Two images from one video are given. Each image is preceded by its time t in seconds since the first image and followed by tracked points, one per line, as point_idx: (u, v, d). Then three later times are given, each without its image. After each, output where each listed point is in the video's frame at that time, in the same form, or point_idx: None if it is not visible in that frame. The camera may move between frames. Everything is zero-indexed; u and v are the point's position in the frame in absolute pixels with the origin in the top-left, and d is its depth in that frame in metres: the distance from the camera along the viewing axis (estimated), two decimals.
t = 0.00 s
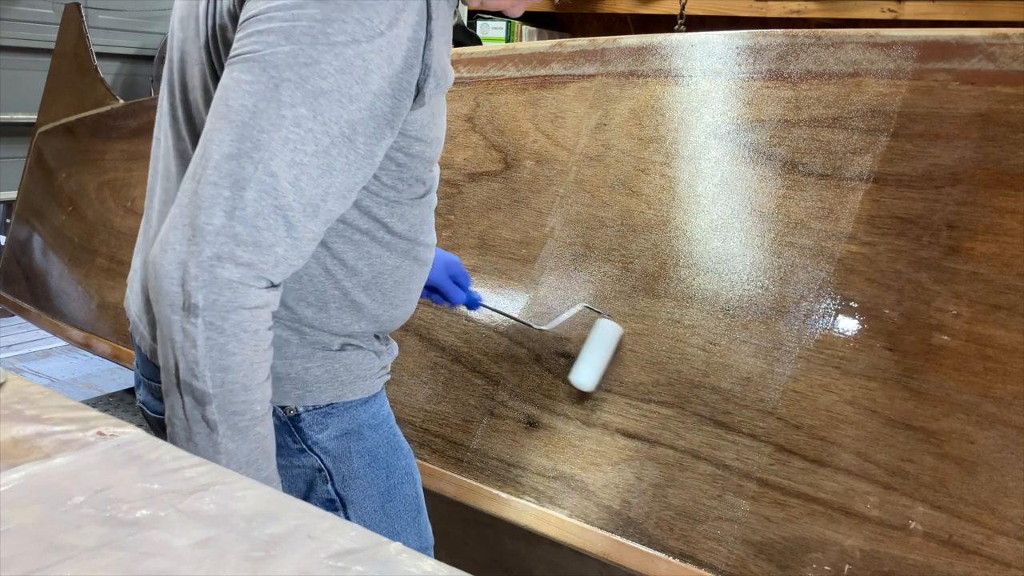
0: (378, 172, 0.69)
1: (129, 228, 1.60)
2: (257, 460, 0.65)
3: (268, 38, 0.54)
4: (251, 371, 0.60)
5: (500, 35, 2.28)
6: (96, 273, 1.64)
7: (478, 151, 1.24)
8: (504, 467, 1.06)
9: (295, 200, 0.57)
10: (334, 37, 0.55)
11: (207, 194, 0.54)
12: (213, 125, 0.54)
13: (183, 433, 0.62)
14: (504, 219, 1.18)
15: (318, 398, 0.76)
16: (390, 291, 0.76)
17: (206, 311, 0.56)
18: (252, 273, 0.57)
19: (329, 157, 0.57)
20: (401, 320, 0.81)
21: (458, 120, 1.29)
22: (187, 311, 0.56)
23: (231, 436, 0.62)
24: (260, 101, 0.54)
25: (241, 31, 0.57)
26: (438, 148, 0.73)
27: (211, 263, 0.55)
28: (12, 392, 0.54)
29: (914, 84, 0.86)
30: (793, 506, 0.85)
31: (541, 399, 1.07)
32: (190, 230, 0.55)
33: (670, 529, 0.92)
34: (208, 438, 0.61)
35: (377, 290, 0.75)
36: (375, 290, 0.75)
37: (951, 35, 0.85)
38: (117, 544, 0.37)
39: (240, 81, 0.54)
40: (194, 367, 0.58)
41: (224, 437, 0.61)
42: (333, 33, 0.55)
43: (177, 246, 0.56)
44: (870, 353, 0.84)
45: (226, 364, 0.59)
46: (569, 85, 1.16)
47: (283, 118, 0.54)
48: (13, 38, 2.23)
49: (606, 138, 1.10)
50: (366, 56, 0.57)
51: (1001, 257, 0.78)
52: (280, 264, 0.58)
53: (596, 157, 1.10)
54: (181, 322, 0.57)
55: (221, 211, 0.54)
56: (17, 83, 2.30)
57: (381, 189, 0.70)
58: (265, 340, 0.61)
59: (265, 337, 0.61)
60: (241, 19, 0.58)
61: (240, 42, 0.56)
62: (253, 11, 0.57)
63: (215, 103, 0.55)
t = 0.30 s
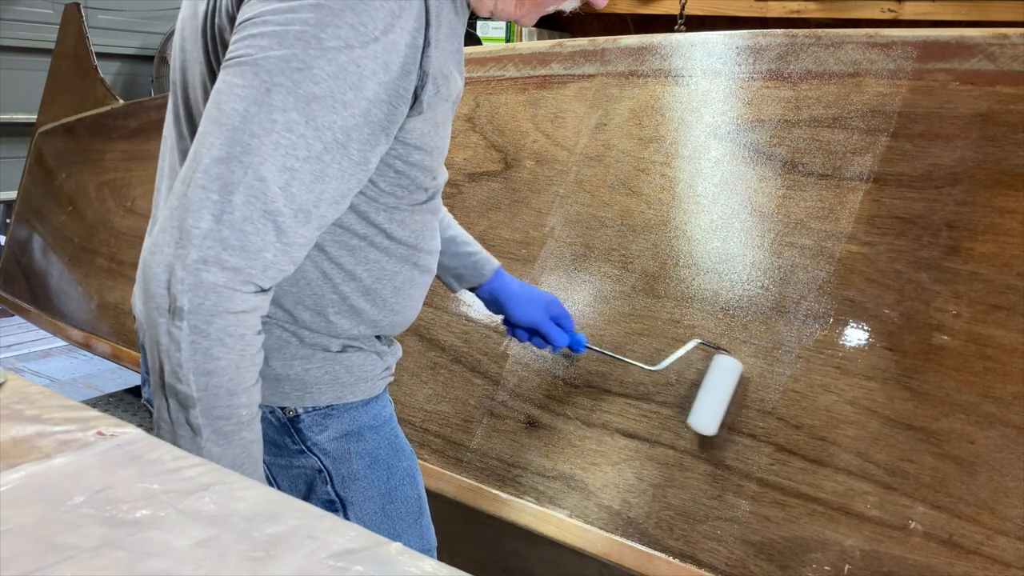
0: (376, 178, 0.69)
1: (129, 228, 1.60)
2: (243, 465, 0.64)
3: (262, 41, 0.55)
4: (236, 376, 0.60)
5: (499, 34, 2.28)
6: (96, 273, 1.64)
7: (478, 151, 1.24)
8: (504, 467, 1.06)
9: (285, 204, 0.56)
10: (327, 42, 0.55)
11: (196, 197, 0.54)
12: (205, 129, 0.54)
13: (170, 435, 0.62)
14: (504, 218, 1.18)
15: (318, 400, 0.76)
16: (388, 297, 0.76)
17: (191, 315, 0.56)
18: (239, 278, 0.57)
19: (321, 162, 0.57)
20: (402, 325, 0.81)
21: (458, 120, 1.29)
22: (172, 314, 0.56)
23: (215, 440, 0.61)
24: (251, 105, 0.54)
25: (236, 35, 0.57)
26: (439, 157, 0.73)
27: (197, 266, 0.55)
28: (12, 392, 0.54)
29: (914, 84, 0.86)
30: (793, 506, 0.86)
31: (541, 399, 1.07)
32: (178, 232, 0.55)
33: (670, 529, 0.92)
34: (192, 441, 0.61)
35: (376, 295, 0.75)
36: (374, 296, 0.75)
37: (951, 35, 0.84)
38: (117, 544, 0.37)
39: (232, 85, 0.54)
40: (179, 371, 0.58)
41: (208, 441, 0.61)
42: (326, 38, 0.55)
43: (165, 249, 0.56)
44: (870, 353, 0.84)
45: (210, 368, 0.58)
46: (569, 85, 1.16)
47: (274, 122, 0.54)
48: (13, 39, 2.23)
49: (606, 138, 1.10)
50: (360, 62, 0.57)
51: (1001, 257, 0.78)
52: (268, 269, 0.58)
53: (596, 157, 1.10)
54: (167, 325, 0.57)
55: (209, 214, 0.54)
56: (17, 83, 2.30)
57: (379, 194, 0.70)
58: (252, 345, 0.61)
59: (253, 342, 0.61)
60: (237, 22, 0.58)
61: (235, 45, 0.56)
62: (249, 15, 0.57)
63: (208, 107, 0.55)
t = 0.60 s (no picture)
0: (366, 178, 0.69)
1: (129, 228, 1.60)
2: (235, 466, 0.64)
3: (248, 43, 0.55)
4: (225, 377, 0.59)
5: (499, 34, 2.28)
6: (96, 273, 1.64)
7: (478, 151, 1.24)
8: (504, 467, 1.07)
9: (274, 205, 0.56)
10: (313, 43, 0.55)
11: (184, 199, 0.54)
12: (193, 131, 0.54)
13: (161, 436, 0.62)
14: (504, 218, 1.18)
15: (312, 399, 0.77)
16: (380, 297, 0.76)
17: (180, 316, 0.56)
18: (228, 279, 0.56)
19: (310, 163, 0.57)
20: (394, 324, 0.81)
21: (458, 120, 1.29)
22: (162, 316, 0.56)
23: (206, 441, 0.61)
24: (239, 106, 0.54)
25: (223, 37, 0.57)
26: (430, 158, 0.72)
27: (186, 267, 0.54)
28: (13, 392, 0.54)
29: (913, 84, 0.86)
30: (793, 506, 0.86)
31: (541, 399, 1.07)
32: (167, 234, 0.55)
33: (670, 529, 0.92)
34: (183, 442, 0.61)
35: (368, 294, 0.75)
36: (366, 295, 0.75)
37: (951, 35, 0.84)
38: (117, 544, 0.37)
39: (220, 87, 0.54)
40: (169, 372, 0.58)
41: (199, 443, 0.61)
42: (313, 40, 0.55)
43: (154, 251, 0.56)
44: (870, 353, 0.84)
45: (200, 370, 0.58)
46: (569, 85, 1.16)
47: (262, 124, 0.54)
48: (13, 38, 2.23)
49: (606, 138, 1.10)
50: (347, 63, 0.57)
51: (1001, 257, 0.78)
52: (257, 270, 0.58)
53: (596, 157, 1.10)
54: (157, 327, 0.57)
55: (197, 216, 0.54)
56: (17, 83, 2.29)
57: (368, 194, 0.70)
58: (243, 346, 0.60)
59: (243, 344, 0.60)
60: (224, 25, 0.58)
61: (222, 48, 0.56)
62: (235, 18, 0.57)
63: (196, 109, 0.55)
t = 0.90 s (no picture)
0: (353, 177, 0.69)
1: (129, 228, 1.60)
2: (234, 464, 0.64)
3: (237, 47, 0.54)
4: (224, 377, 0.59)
5: (499, 34, 2.28)
6: (97, 273, 1.64)
7: (478, 151, 1.24)
8: (504, 467, 1.07)
9: (266, 206, 0.57)
10: (302, 45, 0.55)
11: (178, 202, 0.54)
12: (184, 134, 0.54)
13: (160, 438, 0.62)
14: (505, 218, 1.18)
15: (301, 397, 0.77)
16: (363, 294, 0.77)
17: (178, 318, 0.56)
18: (225, 280, 0.57)
19: (300, 164, 0.57)
20: (379, 321, 0.82)
21: (458, 120, 1.29)
22: (160, 318, 0.56)
23: (206, 441, 0.61)
24: (230, 110, 0.54)
25: (210, 40, 0.57)
26: (414, 154, 0.72)
27: (183, 270, 0.54)
28: (13, 391, 0.54)
29: (914, 84, 0.86)
30: (793, 506, 0.86)
31: (541, 399, 1.07)
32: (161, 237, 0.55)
33: (670, 529, 0.92)
34: (183, 443, 0.61)
35: (352, 292, 0.75)
36: (350, 293, 0.75)
37: (951, 35, 0.84)
38: (117, 544, 0.37)
39: (210, 90, 0.54)
40: (168, 374, 0.58)
41: (199, 443, 0.61)
42: (301, 42, 0.55)
43: (149, 254, 0.55)
44: (870, 353, 0.84)
45: (199, 370, 0.58)
46: (569, 85, 1.16)
47: (253, 126, 0.54)
48: (13, 39, 2.23)
49: (606, 138, 1.10)
50: (335, 64, 0.57)
51: (1000, 257, 0.78)
52: (252, 271, 0.58)
53: (596, 157, 1.10)
54: (155, 330, 0.57)
55: (191, 219, 0.54)
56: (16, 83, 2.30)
57: (354, 192, 0.70)
58: (240, 345, 0.60)
59: (241, 343, 0.61)
60: (211, 27, 0.58)
61: (210, 51, 0.56)
62: (223, 21, 0.57)
63: (186, 112, 0.55)
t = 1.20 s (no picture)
0: (346, 170, 0.70)
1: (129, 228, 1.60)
2: (236, 455, 0.64)
3: (235, 38, 0.54)
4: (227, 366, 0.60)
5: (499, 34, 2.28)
6: (97, 274, 1.64)
7: (478, 151, 1.24)
8: (504, 467, 1.07)
9: (265, 197, 0.57)
10: (300, 37, 0.55)
11: (178, 193, 0.53)
12: (182, 126, 0.54)
13: (162, 430, 0.61)
14: (504, 218, 1.18)
15: (290, 397, 0.77)
16: (353, 289, 0.77)
17: (181, 308, 0.56)
18: (225, 270, 0.57)
19: (298, 155, 0.57)
20: (369, 317, 0.82)
21: (458, 120, 1.29)
22: (161, 309, 0.55)
23: (209, 431, 0.61)
24: (229, 100, 0.54)
25: (207, 33, 0.57)
26: (405, 148, 0.74)
27: (184, 260, 0.54)
28: (12, 392, 0.54)
29: (914, 84, 0.86)
30: (793, 506, 0.86)
31: (541, 399, 1.07)
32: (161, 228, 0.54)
33: (670, 529, 0.92)
34: (186, 435, 0.60)
35: (342, 286, 0.75)
36: (341, 288, 0.75)
37: (951, 35, 0.84)
38: (117, 544, 0.37)
39: (209, 81, 0.54)
40: (170, 364, 0.57)
41: (203, 433, 0.61)
42: (299, 33, 0.55)
43: (150, 246, 0.55)
44: (870, 353, 0.84)
45: (202, 360, 0.58)
46: (569, 85, 1.16)
47: (252, 117, 0.54)
48: (13, 39, 2.23)
49: (606, 138, 1.10)
50: (333, 56, 0.57)
51: (1000, 257, 0.78)
52: (252, 261, 0.58)
53: (596, 157, 1.10)
54: (157, 321, 0.56)
55: (193, 210, 0.54)
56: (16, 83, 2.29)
57: (348, 186, 0.71)
58: (240, 335, 0.61)
59: (241, 333, 0.61)
60: (207, 20, 0.58)
61: (208, 43, 0.56)
62: (221, 13, 0.57)
63: (183, 104, 0.55)
